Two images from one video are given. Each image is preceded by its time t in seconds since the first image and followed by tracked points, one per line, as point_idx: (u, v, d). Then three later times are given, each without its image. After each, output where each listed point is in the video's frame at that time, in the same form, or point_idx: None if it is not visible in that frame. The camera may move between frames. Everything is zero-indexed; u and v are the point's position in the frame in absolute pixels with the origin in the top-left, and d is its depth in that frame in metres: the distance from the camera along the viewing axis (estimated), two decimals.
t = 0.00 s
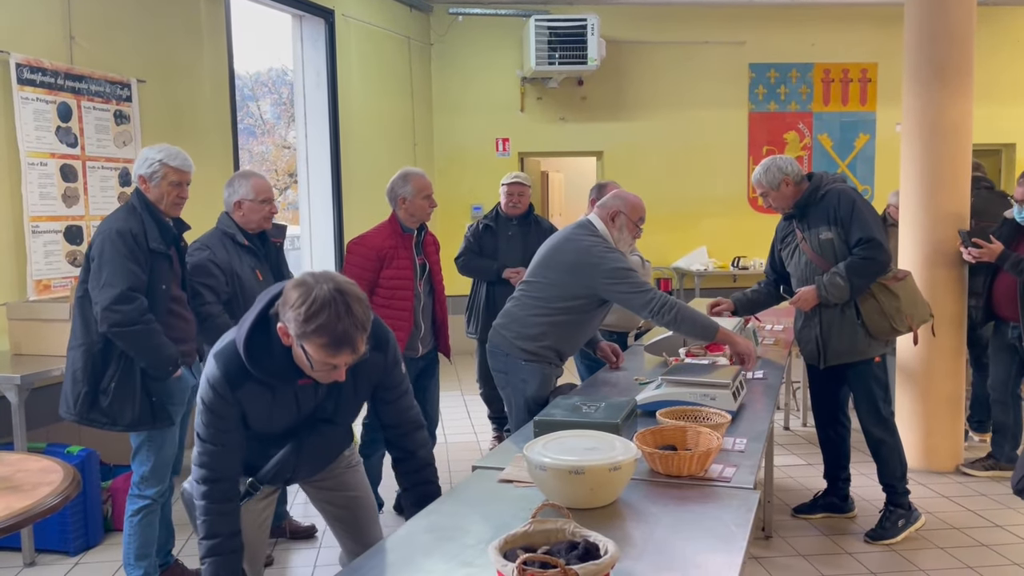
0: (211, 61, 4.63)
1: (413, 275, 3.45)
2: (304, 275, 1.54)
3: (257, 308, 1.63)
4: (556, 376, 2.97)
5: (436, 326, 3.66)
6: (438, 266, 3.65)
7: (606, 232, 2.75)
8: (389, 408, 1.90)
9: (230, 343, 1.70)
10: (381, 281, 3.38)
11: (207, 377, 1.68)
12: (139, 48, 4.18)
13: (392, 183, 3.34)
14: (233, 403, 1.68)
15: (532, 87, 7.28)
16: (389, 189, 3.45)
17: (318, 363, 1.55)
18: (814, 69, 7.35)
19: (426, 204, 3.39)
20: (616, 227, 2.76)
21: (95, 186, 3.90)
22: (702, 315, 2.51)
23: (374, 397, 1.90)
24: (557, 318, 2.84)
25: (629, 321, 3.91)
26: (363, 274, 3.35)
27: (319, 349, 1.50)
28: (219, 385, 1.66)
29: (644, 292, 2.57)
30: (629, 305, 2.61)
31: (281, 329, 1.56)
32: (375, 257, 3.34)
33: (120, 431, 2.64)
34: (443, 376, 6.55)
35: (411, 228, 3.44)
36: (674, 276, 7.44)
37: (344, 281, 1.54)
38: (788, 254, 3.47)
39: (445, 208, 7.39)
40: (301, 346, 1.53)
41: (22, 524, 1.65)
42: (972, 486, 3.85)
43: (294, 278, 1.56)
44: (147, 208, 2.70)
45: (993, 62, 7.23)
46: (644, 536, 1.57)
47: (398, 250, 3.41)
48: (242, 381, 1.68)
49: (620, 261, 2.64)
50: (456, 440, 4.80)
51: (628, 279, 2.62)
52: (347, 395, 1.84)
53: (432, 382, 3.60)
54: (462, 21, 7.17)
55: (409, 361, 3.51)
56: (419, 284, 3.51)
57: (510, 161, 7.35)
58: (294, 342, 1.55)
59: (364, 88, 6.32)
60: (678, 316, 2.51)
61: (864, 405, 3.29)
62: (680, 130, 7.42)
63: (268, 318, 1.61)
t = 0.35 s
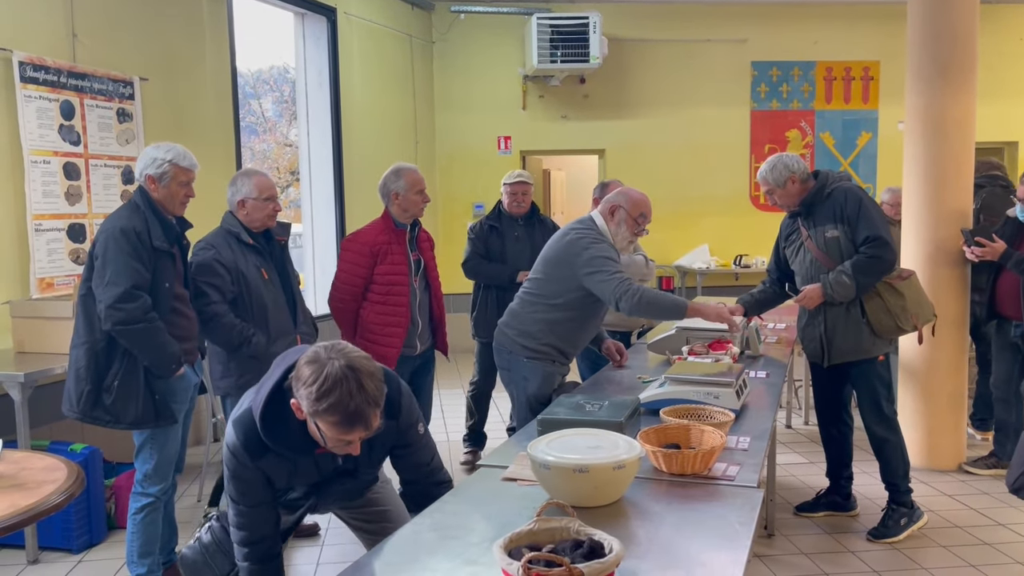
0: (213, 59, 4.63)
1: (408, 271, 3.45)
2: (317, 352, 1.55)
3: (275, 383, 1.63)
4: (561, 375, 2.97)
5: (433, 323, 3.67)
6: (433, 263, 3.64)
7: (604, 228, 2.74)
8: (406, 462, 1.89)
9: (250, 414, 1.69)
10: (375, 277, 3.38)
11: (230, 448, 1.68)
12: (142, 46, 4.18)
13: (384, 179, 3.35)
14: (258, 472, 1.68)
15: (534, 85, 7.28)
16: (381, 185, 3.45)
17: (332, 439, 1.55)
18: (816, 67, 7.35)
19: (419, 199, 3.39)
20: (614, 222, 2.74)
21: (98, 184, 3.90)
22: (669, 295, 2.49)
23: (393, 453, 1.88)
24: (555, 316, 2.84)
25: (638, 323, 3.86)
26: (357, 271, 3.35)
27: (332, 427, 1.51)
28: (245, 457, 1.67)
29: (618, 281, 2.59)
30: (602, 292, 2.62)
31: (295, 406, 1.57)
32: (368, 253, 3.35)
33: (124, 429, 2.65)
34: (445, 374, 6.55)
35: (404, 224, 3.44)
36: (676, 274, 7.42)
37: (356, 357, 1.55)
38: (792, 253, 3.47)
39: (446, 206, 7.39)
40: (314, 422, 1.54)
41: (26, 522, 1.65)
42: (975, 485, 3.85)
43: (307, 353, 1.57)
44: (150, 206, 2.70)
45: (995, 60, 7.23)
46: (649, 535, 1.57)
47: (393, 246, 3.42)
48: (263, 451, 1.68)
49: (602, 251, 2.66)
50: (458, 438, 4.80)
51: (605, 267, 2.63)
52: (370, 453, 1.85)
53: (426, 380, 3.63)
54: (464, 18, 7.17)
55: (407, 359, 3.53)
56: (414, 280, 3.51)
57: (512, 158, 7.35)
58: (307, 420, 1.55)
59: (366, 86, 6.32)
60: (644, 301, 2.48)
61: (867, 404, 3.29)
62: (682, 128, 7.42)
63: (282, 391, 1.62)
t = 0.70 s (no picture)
0: (214, 57, 4.63)
1: (405, 269, 3.45)
2: (319, 381, 1.56)
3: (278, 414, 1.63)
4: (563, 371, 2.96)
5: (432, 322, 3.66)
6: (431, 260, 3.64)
7: (603, 227, 2.75)
8: (411, 482, 1.89)
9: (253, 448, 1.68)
10: (373, 276, 3.38)
11: (236, 483, 1.67)
12: (144, 43, 4.18)
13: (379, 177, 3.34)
14: (267, 504, 1.67)
15: (535, 83, 7.28)
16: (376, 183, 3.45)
17: (339, 465, 1.55)
18: (818, 65, 7.34)
19: (414, 196, 3.39)
20: (612, 219, 2.73)
21: (100, 181, 3.90)
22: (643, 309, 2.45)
23: (398, 474, 1.88)
24: (553, 317, 2.85)
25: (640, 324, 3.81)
26: (355, 271, 3.36)
27: (340, 454, 1.51)
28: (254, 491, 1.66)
29: (603, 283, 2.58)
30: (586, 293, 2.62)
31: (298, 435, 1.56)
32: (364, 252, 3.35)
33: (125, 425, 2.64)
34: (446, 372, 6.55)
35: (400, 222, 3.44)
36: (678, 272, 7.41)
37: (358, 382, 1.56)
38: (795, 251, 3.47)
39: (447, 203, 7.39)
40: (320, 451, 1.54)
41: (26, 519, 1.65)
42: (976, 483, 3.85)
43: (308, 381, 1.58)
44: (151, 203, 2.70)
45: (998, 58, 7.21)
46: (649, 533, 1.57)
47: (390, 244, 3.41)
48: (270, 483, 1.67)
49: (593, 252, 2.65)
50: (459, 435, 4.80)
51: (594, 268, 2.62)
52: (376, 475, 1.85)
53: (424, 377, 3.62)
54: (466, 16, 7.16)
55: (406, 357, 3.51)
56: (412, 279, 3.51)
57: (513, 156, 7.34)
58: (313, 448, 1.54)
59: (368, 84, 6.31)
60: (619, 309, 2.47)
61: (869, 401, 3.29)
62: (683, 126, 7.41)
63: (283, 421, 1.62)
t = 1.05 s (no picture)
0: (216, 54, 4.63)
1: (407, 267, 3.45)
2: (311, 306, 1.56)
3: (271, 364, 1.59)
4: (564, 370, 2.95)
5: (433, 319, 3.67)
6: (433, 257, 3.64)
7: (603, 225, 2.73)
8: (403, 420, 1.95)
9: (251, 394, 1.67)
10: (374, 274, 3.38)
11: (238, 431, 1.66)
12: (146, 40, 4.18)
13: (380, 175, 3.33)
14: (270, 449, 1.67)
15: (537, 81, 7.27)
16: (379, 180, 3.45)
17: (357, 383, 1.55)
18: (820, 63, 7.33)
19: (416, 193, 3.38)
20: (613, 217, 2.73)
21: (101, 178, 3.90)
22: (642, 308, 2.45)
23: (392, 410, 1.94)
24: (554, 314, 2.85)
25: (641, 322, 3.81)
26: (356, 268, 3.35)
27: (354, 361, 1.52)
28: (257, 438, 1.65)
29: (601, 283, 2.58)
30: (586, 293, 2.62)
31: (304, 367, 1.53)
32: (365, 249, 3.34)
33: (126, 422, 2.64)
34: (447, 369, 6.55)
35: (402, 219, 3.44)
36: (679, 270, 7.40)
37: (341, 296, 1.58)
38: (796, 249, 3.47)
39: (448, 201, 7.39)
40: (332, 375, 1.53)
41: (28, 515, 1.65)
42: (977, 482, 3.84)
43: (292, 320, 1.57)
44: (152, 199, 2.70)
45: (1000, 56, 7.20)
46: (650, 529, 1.57)
47: (392, 241, 3.42)
48: (273, 426, 1.68)
49: (592, 250, 2.65)
50: (460, 432, 4.80)
51: (592, 267, 2.61)
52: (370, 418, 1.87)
53: (425, 375, 3.61)
54: (467, 14, 7.16)
55: (407, 354, 3.51)
56: (413, 276, 3.51)
57: (515, 154, 7.34)
58: (322, 372, 1.53)
59: (370, 82, 6.31)
60: (617, 310, 2.47)
61: (871, 399, 3.29)
62: (685, 124, 7.40)
63: (279, 363, 1.60)
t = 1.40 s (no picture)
0: (218, 53, 4.63)
1: (411, 265, 3.44)
2: (307, 168, 1.58)
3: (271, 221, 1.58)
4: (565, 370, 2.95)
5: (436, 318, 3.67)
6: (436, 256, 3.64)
7: (610, 226, 2.73)
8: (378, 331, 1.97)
9: (246, 262, 1.57)
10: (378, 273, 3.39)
11: (231, 299, 1.52)
12: (147, 38, 4.17)
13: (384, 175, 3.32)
14: (264, 320, 1.55)
15: (539, 79, 7.26)
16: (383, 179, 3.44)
17: (360, 233, 1.56)
18: (823, 62, 7.32)
19: (420, 192, 3.38)
20: (619, 219, 2.73)
21: (103, 175, 3.90)
22: (673, 301, 2.48)
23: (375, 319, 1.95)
24: (557, 315, 2.84)
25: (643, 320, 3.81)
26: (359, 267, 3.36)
27: (359, 206, 1.54)
28: (250, 302, 1.52)
29: (622, 280, 2.57)
30: (607, 293, 2.60)
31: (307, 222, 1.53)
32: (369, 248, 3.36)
33: (127, 420, 2.63)
34: (448, 368, 6.55)
35: (406, 218, 3.44)
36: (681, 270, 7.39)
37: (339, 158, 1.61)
38: (798, 248, 3.46)
39: (450, 200, 7.40)
40: (335, 223, 1.54)
41: (29, 513, 1.65)
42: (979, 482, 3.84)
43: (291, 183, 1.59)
44: (155, 198, 2.70)
45: (1003, 56, 7.19)
46: (653, 529, 1.57)
47: (395, 240, 3.41)
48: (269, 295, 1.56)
49: (607, 250, 2.63)
50: (461, 431, 4.81)
51: (609, 266, 2.60)
52: (362, 322, 1.79)
53: (427, 373, 3.60)
54: (469, 12, 7.15)
55: (410, 353, 3.48)
56: (417, 275, 3.51)
57: (516, 153, 7.34)
58: (327, 224, 1.53)
59: (372, 80, 6.30)
60: (647, 304, 2.46)
61: (873, 399, 3.28)
62: (687, 122, 7.39)
63: (276, 228, 1.57)
